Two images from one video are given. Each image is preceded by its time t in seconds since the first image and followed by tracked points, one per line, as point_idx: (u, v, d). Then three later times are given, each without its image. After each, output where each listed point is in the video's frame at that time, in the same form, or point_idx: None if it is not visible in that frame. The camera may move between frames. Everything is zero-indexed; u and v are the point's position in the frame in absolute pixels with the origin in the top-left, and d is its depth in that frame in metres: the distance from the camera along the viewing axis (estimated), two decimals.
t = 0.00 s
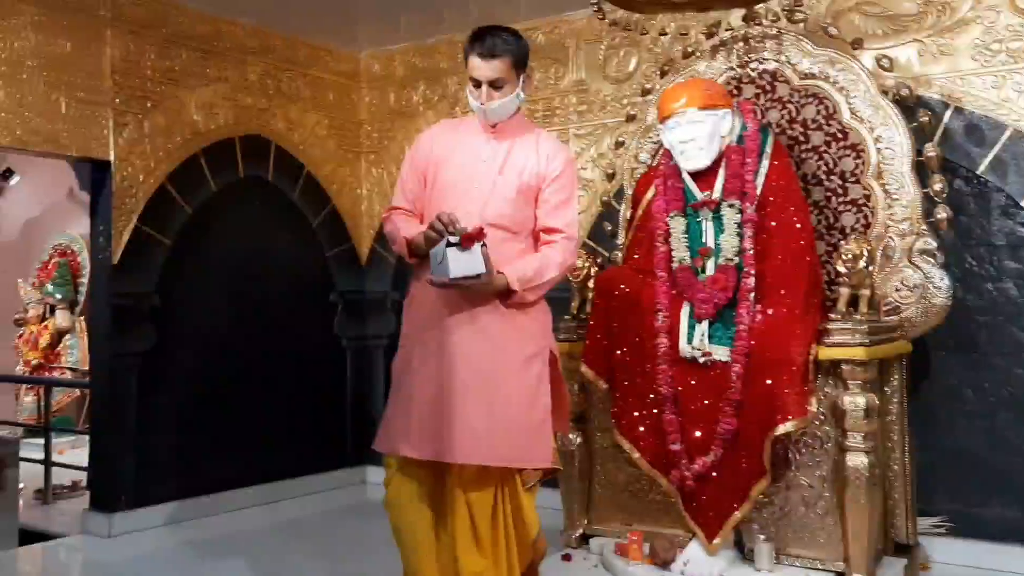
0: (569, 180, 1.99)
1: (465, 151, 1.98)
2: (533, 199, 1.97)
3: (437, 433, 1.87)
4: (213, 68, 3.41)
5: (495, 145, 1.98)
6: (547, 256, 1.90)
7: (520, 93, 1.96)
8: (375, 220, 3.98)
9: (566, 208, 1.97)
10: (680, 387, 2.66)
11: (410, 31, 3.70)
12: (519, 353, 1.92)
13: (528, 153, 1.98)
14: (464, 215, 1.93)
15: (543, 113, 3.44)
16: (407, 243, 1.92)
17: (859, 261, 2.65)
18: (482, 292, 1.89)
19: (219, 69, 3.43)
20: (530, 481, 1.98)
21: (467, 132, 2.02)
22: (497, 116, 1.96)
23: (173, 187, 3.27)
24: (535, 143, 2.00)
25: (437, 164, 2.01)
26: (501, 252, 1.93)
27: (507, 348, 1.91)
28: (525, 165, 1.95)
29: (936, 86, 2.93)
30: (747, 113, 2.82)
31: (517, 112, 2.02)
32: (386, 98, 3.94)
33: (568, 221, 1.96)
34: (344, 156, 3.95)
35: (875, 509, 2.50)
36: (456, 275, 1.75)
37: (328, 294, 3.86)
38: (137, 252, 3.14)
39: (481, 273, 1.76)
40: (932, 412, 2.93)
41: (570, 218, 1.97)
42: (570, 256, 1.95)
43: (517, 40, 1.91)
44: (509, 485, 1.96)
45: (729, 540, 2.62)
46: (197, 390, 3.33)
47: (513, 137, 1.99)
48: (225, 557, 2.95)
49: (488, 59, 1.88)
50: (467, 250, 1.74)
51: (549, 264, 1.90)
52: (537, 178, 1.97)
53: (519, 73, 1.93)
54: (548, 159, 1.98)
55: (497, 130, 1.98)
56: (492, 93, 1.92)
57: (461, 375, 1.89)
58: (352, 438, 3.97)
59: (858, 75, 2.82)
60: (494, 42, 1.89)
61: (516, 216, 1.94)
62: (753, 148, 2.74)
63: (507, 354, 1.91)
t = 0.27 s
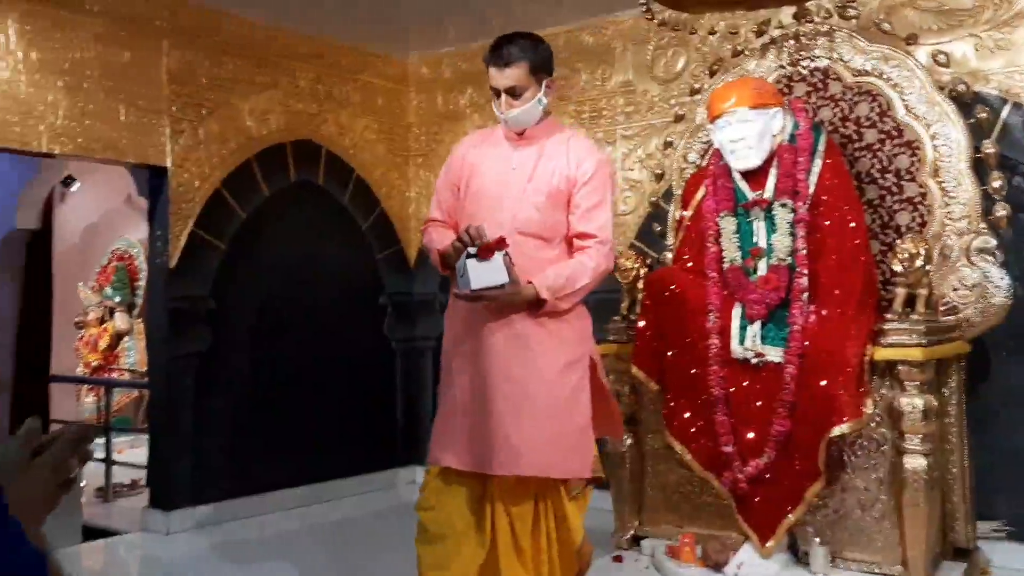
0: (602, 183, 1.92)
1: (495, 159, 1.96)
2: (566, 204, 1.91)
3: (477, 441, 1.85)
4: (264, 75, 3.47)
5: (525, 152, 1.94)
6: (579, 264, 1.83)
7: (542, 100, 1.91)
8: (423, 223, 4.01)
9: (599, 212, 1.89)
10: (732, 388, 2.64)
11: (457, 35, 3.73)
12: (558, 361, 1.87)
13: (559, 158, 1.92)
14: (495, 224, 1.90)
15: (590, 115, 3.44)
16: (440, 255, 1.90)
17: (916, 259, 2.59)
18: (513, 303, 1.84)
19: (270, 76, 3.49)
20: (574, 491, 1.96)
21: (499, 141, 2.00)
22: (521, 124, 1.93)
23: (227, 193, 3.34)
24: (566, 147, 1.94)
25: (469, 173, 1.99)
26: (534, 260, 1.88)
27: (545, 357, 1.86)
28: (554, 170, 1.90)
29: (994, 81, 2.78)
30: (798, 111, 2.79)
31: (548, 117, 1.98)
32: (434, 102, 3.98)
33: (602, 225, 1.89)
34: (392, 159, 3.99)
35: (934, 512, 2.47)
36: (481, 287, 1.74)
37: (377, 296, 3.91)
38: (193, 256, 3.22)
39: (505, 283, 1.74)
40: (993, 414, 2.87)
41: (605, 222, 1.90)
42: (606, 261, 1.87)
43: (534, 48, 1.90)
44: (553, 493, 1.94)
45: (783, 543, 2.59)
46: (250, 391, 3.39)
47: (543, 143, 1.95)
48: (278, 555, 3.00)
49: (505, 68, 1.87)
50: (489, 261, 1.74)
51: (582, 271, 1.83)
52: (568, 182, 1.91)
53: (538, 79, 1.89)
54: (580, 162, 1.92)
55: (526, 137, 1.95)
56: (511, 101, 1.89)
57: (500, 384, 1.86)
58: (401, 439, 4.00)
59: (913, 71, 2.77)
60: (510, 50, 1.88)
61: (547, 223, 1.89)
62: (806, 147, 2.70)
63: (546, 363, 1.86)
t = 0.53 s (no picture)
0: (607, 191, 1.88)
1: (499, 173, 1.95)
2: (572, 214, 1.88)
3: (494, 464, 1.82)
4: (307, 78, 3.51)
5: (529, 164, 1.93)
6: (586, 277, 1.80)
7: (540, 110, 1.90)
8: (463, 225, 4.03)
9: (605, 221, 1.86)
10: (778, 390, 2.61)
11: (497, 37, 3.74)
12: (566, 376, 1.83)
13: (561, 167, 1.90)
14: (501, 239, 1.89)
15: (631, 114, 3.43)
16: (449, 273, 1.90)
17: (968, 259, 2.51)
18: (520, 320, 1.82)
19: (313, 79, 3.54)
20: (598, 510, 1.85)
21: (504, 154, 1.99)
22: (523, 136, 1.93)
23: (272, 195, 3.39)
24: (569, 155, 1.91)
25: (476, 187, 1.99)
26: (542, 273, 1.86)
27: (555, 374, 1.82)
28: (556, 182, 1.87)
29: None
30: (845, 108, 2.74)
31: (550, 126, 1.96)
32: (474, 104, 3.99)
33: (609, 234, 1.85)
34: (433, 161, 4.01)
35: (987, 516, 2.41)
36: (488, 304, 1.74)
37: (418, 297, 3.93)
38: (239, 258, 3.27)
39: (509, 301, 1.73)
40: None
41: (612, 231, 1.86)
42: (614, 272, 1.84)
43: (529, 59, 1.89)
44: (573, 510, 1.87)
45: (832, 546, 2.56)
46: (295, 391, 3.44)
47: (546, 153, 1.93)
48: (323, 553, 3.03)
49: (500, 83, 1.87)
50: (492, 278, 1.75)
51: (589, 284, 1.80)
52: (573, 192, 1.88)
53: (535, 90, 1.89)
54: (583, 170, 1.88)
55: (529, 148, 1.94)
56: (509, 113, 1.89)
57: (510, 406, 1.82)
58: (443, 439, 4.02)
59: (963, 67, 2.72)
60: (505, 65, 1.87)
61: (553, 235, 1.86)
62: (853, 144, 2.65)
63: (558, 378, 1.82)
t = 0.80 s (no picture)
0: (616, 187, 1.79)
1: (507, 177, 1.89)
2: (582, 216, 1.80)
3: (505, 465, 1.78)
4: (354, 82, 3.56)
5: (536, 166, 1.86)
6: (595, 281, 1.72)
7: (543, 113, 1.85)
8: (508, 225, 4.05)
9: (615, 220, 1.76)
10: (831, 389, 2.58)
11: (541, 38, 3.75)
12: (586, 382, 1.78)
13: (568, 167, 1.82)
14: (512, 247, 1.84)
15: (676, 113, 3.43)
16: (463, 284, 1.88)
17: None
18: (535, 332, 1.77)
19: (360, 83, 3.58)
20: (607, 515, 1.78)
21: (515, 157, 1.93)
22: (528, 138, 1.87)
23: (320, 198, 3.44)
24: (577, 154, 1.83)
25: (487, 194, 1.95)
26: (553, 280, 1.80)
27: (569, 378, 1.77)
28: (564, 184, 1.80)
29: None
30: (899, 104, 2.68)
31: (556, 125, 1.88)
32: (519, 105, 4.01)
33: (620, 234, 1.75)
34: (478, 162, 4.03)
35: None
36: (496, 315, 1.70)
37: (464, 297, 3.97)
38: (290, 260, 3.33)
39: (519, 312, 1.69)
40: None
41: (624, 230, 1.77)
42: (625, 273, 1.74)
43: (527, 59, 1.82)
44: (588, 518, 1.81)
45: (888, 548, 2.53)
46: (343, 392, 3.49)
47: (553, 153, 1.86)
48: (372, 555, 3.08)
49: (497, 88, 1.81)
50: (506, 292, 1.69)
51: (599, 288, 1.72)
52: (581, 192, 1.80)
53: (536, 90, 1.83)
54: (590, 169, 1.80)
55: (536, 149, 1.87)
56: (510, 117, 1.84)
57: (524, 406, 1.78)
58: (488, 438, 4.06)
59: (1021, 60, 2.65)
60: (501, 69, 1.81)
61: (562, 241, 1.80)
62: (907, 140, 2.59)
63: (575, 383, 1.77)
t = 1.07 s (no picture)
0: (643, 186, 1.75)
1: (534, 179, 1.86)
2: (610, 216, 1.77)
3: (545, 466, 1.74)
4: (405, 83, 3.60)
5: (563, 167, 1.82)
6: (623, 282, 1.68)
7: (567, 113, 1.81)
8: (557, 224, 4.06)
9: (643, 220, 1.73)
10: (892, 387, 2.51)
11: (590, 36, 3.74)
12: (628, 382, 1.75)
13: (593, 168, 1.78)
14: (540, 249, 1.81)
15: (728, 108, 3.40)
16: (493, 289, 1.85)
17: None
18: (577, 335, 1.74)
19: (411, 83, 3.62)
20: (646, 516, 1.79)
21: (540, 156, 1.89)
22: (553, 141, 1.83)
23: (372, 198, 3.48)
24: (602, 153, 1.79)
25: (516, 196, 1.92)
26: (582, 281, 1.77)
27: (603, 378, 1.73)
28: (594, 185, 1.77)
29: None
30: (961, 96, 2.59)
31: (581, 124, 1.84)
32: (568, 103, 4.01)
33: (651, 233, 1.72)
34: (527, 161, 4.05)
35: None
36: (523, 317, 1.71)
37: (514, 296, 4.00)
38: (343, 260, 3.38)
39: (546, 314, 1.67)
40: None
41: (652, 230, 1.73)
42: (654, 273, 1.70)
43: (549, 59, 1.77)
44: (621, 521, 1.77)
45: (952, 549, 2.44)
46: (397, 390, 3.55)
47: (579, 152, 1.81)
48: (425, 547, 3.10)
49: (519, 91, 1.77)
50: (533, 293, 1.70)
51: (627, 290, 1.68)
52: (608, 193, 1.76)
53: (559, 91, 1.79)
54: (616, 168, 1.76)
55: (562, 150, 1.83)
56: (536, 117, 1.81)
57: (559, 404, 1.75)
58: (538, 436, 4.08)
59: None
60: (521, 71, 1.77)
61: (590, 241, 1.76)
62: (970, 133, 2.52)
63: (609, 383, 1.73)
